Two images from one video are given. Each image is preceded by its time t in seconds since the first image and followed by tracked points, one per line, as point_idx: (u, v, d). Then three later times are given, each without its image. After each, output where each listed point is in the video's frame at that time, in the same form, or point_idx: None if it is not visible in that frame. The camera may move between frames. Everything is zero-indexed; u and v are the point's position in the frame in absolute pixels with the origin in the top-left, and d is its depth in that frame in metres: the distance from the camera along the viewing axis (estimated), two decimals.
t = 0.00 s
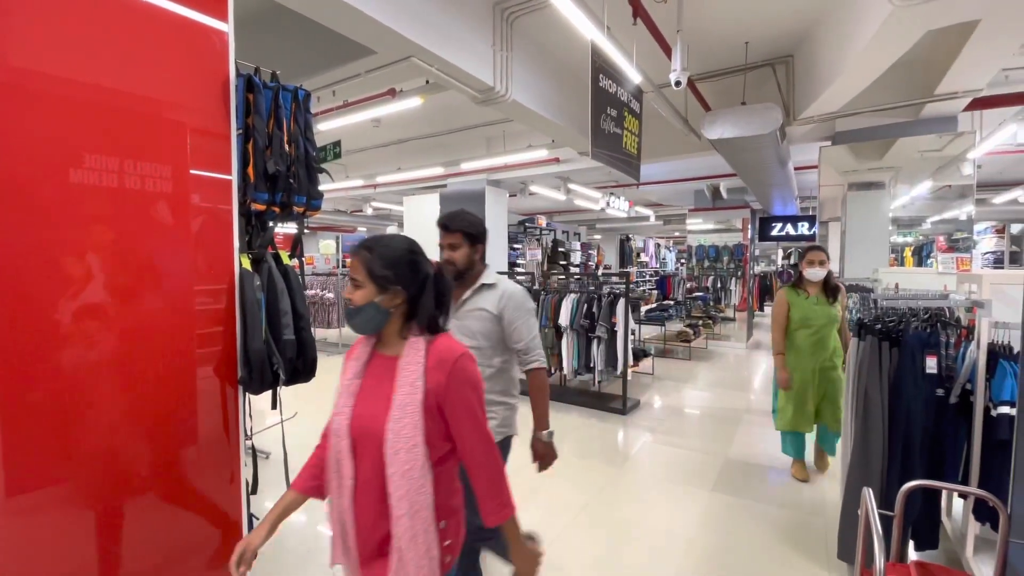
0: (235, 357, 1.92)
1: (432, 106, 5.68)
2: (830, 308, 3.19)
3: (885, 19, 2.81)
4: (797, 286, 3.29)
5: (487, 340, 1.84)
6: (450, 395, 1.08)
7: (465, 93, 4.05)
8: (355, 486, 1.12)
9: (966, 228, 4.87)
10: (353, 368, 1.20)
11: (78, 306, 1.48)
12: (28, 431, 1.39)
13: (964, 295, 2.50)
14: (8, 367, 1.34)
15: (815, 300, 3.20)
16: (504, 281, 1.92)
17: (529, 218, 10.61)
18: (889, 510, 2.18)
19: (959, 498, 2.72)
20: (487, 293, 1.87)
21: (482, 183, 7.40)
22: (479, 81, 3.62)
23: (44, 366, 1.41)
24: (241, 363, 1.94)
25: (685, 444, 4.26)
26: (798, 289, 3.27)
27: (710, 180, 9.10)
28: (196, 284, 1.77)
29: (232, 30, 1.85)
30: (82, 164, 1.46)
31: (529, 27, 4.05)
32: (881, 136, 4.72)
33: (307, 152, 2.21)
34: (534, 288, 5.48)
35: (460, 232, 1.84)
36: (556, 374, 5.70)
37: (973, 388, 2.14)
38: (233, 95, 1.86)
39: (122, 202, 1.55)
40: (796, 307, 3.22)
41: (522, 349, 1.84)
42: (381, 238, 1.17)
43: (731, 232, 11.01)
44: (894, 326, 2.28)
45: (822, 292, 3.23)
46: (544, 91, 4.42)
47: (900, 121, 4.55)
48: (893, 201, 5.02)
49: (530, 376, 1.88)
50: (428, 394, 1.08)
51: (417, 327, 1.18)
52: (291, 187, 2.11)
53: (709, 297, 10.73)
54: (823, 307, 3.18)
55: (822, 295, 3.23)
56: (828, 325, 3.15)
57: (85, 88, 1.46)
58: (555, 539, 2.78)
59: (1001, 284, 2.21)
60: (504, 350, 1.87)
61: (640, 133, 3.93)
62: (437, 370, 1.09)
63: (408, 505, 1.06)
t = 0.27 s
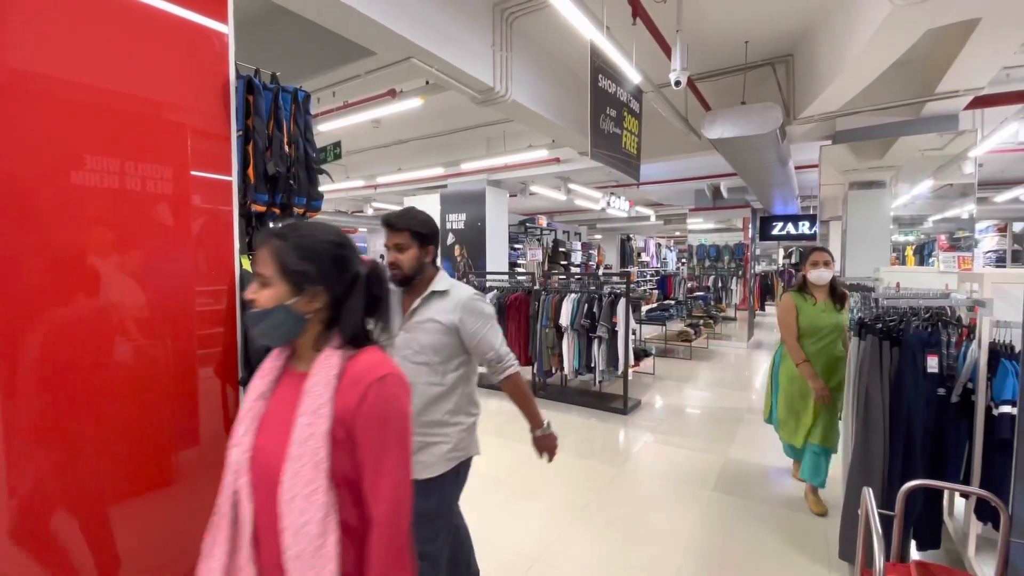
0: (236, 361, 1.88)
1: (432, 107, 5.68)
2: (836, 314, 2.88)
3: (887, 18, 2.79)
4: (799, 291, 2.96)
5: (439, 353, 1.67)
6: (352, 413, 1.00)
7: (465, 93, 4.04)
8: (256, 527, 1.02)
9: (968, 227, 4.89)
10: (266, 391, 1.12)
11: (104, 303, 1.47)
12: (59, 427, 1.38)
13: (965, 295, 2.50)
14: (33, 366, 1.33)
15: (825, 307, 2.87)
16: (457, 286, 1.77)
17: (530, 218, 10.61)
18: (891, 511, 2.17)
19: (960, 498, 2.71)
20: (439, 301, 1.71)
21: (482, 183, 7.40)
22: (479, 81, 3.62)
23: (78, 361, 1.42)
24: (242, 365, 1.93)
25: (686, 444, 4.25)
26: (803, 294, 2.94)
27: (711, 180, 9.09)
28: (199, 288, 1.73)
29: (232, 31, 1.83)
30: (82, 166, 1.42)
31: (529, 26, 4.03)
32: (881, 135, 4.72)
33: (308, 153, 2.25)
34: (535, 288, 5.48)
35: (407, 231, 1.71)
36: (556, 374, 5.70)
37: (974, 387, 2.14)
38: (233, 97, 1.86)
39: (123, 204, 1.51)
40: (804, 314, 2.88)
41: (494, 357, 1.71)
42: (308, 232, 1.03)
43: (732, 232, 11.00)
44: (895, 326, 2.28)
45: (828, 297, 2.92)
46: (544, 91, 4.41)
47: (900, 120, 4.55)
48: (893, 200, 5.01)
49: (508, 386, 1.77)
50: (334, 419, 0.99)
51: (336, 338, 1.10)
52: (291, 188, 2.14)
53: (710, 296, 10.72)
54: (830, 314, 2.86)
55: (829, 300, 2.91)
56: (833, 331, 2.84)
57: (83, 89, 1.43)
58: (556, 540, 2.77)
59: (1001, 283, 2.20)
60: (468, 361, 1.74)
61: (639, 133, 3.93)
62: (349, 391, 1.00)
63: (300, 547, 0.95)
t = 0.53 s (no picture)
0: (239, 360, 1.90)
1: (434, 107, 5.69)
2: (844, 314, 2.78)
3: (890, 17, 2.78)
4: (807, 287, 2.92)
5: (388, 368, 1.47)
6: (216, 465, 0.78)
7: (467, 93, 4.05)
8: None
9: (973, 226, 4.75)
10: (132, 431, 1.03)
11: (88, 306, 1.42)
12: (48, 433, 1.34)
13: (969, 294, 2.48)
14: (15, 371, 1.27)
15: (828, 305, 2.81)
16: (421, 293, 1.57)
17: (532, 218, 10.61)
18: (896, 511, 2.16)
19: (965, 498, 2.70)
20: (395, 309, 1.51)
21: (485, 184, 7.41)
22: (481, 82, 3.62)
23: (56, 369, 1.35)
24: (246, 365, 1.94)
25: (689, 445, 4.25)
26: (809, 290, 2.89)
27: (714, 180, 9.08)
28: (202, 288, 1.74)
29: (235, 32, 1.84)
30: (87, 168, 1.43)
31: (531, 27, 4.03)
32: (885, 133, 4.70)
33: (311, 155, 2.25)
34: (538, 288, 5.48)
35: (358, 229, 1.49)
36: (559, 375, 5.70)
37: (979, 387, 2.11)
38: (236, 99, 1.87)
39: (127, 205, 1.52)
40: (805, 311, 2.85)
41: (439, 384, 1.48)
42: (194, 236, 0.93)
43: (735, 231, 10.97)
44: (898, 325, 2.28)
45: (838, 295, 2.84)
46: (546, 91, 4.41)
47: (904, 119, 4.53)
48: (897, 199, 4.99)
49: (444, 421, 1.50)
50: (191, 469, 0.77)
51: (211, 367, 0.95)
52: (295, 189, 2.14)
53: (713, 296, 10.69)
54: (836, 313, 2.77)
55: (838, 299, 2.83)
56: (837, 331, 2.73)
57: (89, 91, 1.44)
58: (559, 540, 2.78)
59: (1006, 282, 2.18)
60: (417, 383, 1.53)
61: (642, 133, 3.92)
62: (212, 431, 0.79)
63: None
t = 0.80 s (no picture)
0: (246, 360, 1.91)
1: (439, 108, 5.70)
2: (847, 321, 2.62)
3: (897, 14, 2.76)
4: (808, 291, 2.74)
5: (310, 393, 1.22)
6: (12, 521, 0.63)
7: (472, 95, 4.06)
8: None
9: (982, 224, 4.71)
10: None
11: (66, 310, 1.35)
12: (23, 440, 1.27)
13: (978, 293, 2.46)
14: None
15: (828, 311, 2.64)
16: (344, 298, 1.29)
17: (537, 218, 10.60)
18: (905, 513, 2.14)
19: (975, 499, 2.67)
20: (312, 322, 1.24)
21: (489, 185, 7.42)
22: (485, 82, 3.62)
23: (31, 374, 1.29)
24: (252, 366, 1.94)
25: (696, 445, 4.24)
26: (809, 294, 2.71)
27: (719, 179, 9.05)
28: (208, 289, 1.75)
29: (240, 35, 1.85)
30: (95, 171, 1.45)
31: (534, 27, 4.02)
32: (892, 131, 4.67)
33: (316, 156, 2.26)
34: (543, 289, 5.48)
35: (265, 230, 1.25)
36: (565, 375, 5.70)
37: (989, 387, 2.11)
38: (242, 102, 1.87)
39: (134, 208, 1.53)
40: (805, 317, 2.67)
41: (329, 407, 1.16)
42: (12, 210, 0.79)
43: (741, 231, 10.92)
44: (907, 325, 2.26)
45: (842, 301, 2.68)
46: (550, 91, 4.40)
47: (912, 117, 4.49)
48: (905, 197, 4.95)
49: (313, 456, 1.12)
50: None
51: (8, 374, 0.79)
52: (300, 190, 2.16)
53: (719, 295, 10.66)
54: (839, 320, 2.60)
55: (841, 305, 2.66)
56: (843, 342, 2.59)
57: (97, 96, 1.45)
58: (565, 540, 2.78)
59: (1016, 281, 2.17)
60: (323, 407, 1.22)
61: (647, 133, 3.91)
62: None
63: None
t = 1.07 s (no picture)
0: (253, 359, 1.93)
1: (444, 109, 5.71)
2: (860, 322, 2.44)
3: (906, 11, 2.73)
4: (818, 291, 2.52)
5: (164, 423, 0.99)
6: None
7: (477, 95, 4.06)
8: None
9: (992, 222, 4.62)
10: None
11: None
12: None
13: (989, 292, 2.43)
14: None
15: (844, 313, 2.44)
16: (214, 306, 1.06)
17: (542, 218, 10.60)
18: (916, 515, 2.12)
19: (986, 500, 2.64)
20: (168, 335, 1.02)
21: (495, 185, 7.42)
22: (490, 83, 3.62)
23: None
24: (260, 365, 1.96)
25: (703, 446, 4.21)
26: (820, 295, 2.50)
27: (725, 178, 9.01)
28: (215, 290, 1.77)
29: (248, 38, 1.86)
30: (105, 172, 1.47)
31: (539, 26, 4.01)
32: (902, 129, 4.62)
33: (322, 158, 2.27)
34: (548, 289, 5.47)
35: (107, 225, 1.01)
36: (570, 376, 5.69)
37: (1001, 387, 2.07)
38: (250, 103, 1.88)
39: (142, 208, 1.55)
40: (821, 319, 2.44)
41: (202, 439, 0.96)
42: None
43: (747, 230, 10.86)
44: (917, 325, 2.24)
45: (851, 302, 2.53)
46: (555, 91, 4.39)
47: (921, 114, 4.44)
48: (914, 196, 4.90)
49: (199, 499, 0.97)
50: None
51: None
52: (307, 192, 2.17)
53: (726, 295, 10.60)
54: (853, 322, 2.42)
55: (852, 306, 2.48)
56: (856, 344, 2.39)
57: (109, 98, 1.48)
58: (572, 541, 2.77)
59: None
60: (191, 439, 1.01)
61: (653, 132, 3.90)
62: None
63: None
